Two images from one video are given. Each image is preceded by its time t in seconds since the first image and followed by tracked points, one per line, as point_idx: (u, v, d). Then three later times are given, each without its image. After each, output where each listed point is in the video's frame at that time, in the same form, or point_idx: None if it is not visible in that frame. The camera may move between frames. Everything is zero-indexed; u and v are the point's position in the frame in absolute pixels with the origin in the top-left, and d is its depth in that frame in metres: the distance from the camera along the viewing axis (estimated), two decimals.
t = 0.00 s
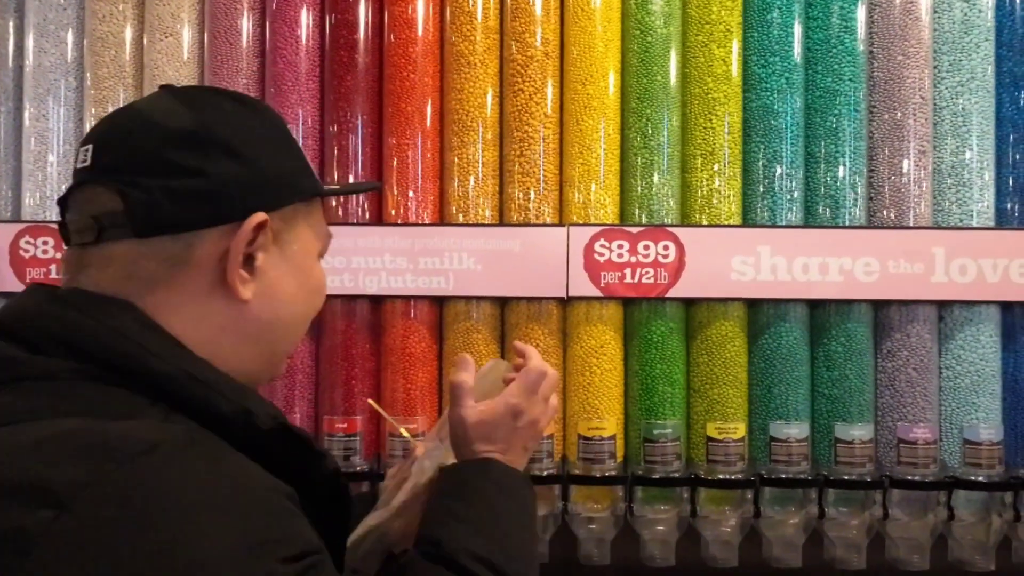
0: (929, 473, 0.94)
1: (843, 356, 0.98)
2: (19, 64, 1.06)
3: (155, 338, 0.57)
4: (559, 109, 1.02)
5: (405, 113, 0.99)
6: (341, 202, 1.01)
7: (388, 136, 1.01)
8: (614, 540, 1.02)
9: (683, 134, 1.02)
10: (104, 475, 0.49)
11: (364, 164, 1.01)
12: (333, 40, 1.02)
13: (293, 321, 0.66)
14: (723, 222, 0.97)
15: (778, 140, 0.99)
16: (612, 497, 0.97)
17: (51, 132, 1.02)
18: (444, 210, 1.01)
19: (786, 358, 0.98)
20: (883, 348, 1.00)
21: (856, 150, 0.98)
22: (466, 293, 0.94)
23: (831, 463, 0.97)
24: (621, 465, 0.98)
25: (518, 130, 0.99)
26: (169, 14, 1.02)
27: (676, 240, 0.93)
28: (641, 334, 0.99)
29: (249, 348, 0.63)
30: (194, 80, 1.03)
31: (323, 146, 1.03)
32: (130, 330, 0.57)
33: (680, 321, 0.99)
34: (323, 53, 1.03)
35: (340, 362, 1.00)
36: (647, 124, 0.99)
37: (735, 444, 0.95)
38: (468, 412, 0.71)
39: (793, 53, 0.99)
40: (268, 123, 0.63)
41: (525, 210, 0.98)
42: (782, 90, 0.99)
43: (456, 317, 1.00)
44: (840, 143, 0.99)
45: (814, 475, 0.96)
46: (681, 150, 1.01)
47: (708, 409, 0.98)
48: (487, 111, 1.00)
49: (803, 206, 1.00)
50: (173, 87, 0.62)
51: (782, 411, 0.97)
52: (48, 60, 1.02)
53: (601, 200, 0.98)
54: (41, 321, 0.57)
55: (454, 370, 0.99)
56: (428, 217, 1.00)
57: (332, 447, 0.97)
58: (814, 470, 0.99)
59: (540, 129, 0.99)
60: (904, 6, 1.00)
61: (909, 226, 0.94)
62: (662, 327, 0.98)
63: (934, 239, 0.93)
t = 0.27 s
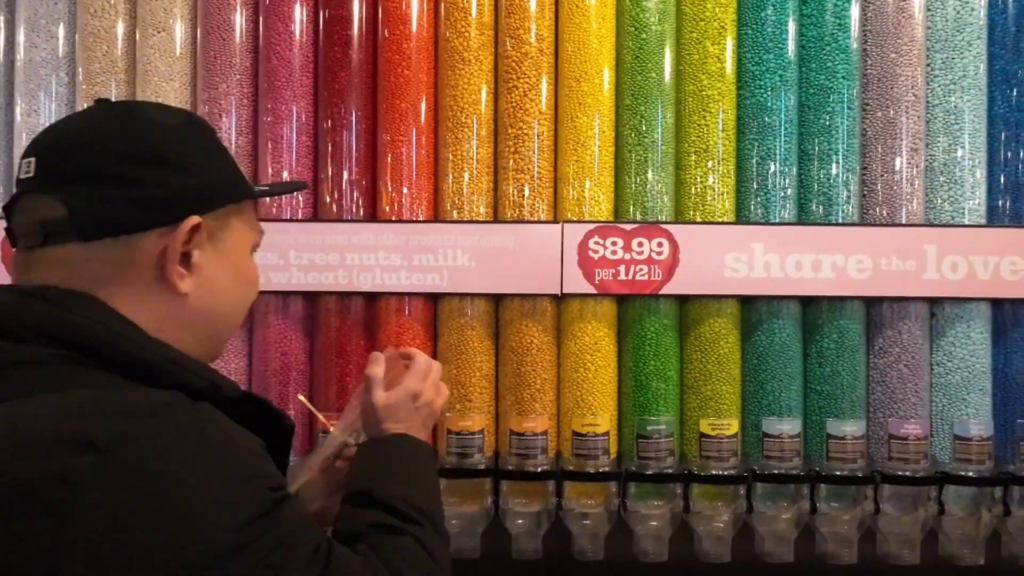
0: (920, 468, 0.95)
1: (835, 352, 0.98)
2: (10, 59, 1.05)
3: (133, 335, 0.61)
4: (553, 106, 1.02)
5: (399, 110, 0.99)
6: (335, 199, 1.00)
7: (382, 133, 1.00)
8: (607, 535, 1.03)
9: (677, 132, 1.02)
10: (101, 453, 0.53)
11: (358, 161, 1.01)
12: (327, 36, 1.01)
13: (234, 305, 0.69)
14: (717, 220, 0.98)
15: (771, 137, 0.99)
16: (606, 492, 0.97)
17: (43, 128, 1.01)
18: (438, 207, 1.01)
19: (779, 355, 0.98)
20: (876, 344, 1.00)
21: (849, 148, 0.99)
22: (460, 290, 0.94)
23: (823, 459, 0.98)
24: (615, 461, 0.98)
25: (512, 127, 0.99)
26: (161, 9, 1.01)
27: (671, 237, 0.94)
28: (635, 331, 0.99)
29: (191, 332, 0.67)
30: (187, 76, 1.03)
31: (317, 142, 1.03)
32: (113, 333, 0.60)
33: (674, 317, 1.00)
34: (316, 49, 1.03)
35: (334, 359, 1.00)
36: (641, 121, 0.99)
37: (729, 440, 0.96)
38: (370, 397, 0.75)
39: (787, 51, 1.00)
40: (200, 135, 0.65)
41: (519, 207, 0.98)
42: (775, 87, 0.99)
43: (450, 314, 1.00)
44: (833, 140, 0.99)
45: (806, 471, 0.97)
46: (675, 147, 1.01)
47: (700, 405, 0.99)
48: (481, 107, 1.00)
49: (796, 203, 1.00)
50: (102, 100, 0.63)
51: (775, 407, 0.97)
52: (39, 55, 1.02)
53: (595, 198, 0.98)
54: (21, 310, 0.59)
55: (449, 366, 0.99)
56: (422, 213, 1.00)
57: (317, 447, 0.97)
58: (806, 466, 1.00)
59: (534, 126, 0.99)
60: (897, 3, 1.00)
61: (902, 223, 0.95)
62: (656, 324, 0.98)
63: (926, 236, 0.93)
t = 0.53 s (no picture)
0: (913, 463, 0.96)
1: (830, 348, 0.99)
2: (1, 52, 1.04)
3: (102, 327, 0.66)
4: (549, 101, 1.02)
5: (394, 104, 0.99)
6: (330, 195, 1.00)
7: (377, 128, 1.00)
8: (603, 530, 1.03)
9: (674, 127, 1.02)
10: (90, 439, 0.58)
11: (353, 156, 1.00)
12: (321, 30, 1.01)
13: (200, 285, 0.73)
14: (712, 215, 0.98)
15: (767, 133, 0.99)
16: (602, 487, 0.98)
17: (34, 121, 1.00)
18: (434, 202, 1.00)
19: (773, 350, 0.98)
20: (870, 339, 1.01)
21: (844, 143, 0.99)
22: (456, 285, 0.94)
23: (817, 454, 0.98)
24: (610, 456, 0.98)
25: (508, 122, 0.99)
26: (154, 2, 1.00)
27: (666, 233, 0.94)
28: (630, 326, 0.99)
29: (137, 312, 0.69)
30: (180, 70, 1.02)
31: (311, 137, 1.02)
32: (100, 329, 0.65)
33: (669, 313, 1.00)
34: (311, 43, 1.02)
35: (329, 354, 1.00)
36: (637, 116, 0.99)
37: (723, 435, 0.96)
38: (313, 394, 0.80)
39: (783, 46, 1.00)
40: (126, 134, 0.67)
41: (515, 202, 0.98)
42: (771, 83, 0.99)
43: (445, 309, 1.00)
44: (828, 136, 0.99)
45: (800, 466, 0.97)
46: (671, 142, 1.01)
47: (695, 400, 0.99)
48: (477, 103, 0.99)
49: (791, 199, 1.00)
50: (43, 105, 0.68)
51: (770, 402, 0.98)
52: (30, 48, 1.01)
53: (591, 193, 0.98)
54: (7, 309, 0.64)
55: (445, 362, 0.99)
56: (418, 209, 0.99)
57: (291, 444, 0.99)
58: (800, 461, 1.00)
59: (530, 121, 0.98)
60: None
61: (896, 219, 0.95)
62: (652, 320, 0.98)
63: (920, 232, 0.94)
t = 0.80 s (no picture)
0: (907, 457, 0.96)
1: (825, 342, 0.98)
2: None
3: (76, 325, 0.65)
4: (543, 93, 1.00)
5: (386, 95, 0.97)
6: (321, 189, 0.98)
7: (369, 120, 0.98)
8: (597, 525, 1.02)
9: (669, 119, 1.01)
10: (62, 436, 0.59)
11: (344, 148, 0.99)
12: (312, 20, 0.99)
13: (175, 275, 0.72)
14: (707, 209, 0.97)
15: (762, 126, 0.98)
16: (595, 482, 0.97)
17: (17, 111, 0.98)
18: (427, 195, 0.99)
19: (768, 344, 0.98)
20: (865, 333, 1.00)
21: (840, 136, 0.98)
22: (449, 279, 0.93)
23: (811, 449, 0.98)
24: (604, 451, 0.98)
25: (502, 113, 0.97)
26: None
27: (661, 226, 0.93)
28: (625, 320, 0.98)
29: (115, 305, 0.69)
30: (167, 59, 1.00)
31: (302, 129, 1.00)
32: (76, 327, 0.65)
33: (664, 307, 0.99)
34: (301, 33, 1.01)
35: (320, 349, 0.99)
36: (631, 108, 0.98)
37: (718, 429, 0.96)
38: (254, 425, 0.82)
39: (779, 38, 0.99)
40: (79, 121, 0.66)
41: (509, 195, 0.96)
42: (766, 75, 0.99)
43: (438, 303, 0.98)
44: (824, 129, 0.99)
45: (795, 460, 0.97)
46: (666, 134, 1.00)
47: (690, 395, 0.98)
48: (470, 94, 0.98)
49: (787, 193, 1.00)
50: None
51: (764, 397, 0.97)
52: (13, 36, 0.99)
53: (585, 186, 0.97)
54: None
55: (437, 356, 0.98)
56: (410, 201, 0.98)
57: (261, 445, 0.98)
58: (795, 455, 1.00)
59: (524, 112, 0.97)
60: None
61: (893, 212, 0.94)
62: (646, 314, 0.98)
63: (915, 225, 0.93)
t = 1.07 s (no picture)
0: (903, 453, 0.95)
1: (821, 337, 0.97)
2: None
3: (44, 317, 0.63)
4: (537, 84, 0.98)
5: (376, 85, 0.95)
6: (309, 183, 0.96)
7: (359, 111, 0.96)
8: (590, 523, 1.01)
9: (664, 111, 0.99)
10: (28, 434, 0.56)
11: (333, 140, 0.96)
12: (300, 7, 0.97)
13: (149, 264, 0.69)
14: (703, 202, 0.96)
15: (758, 118, 0.97)
16: (590, 479, 0.95)
17: None
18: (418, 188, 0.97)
19: (764, 340, 0.97)
20: (861, 328, 0.99)
21: (837, 129, 0.97)
22: (441, 273, 0.91)
23: (807, 445, 0.97)
24: (598, 448, 0.96)
25: (494, 105, 0.95)
26: None
27: (657, 219, 0.91)
28: (619, 315, 0.97)
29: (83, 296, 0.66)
30: (150, 47, 0.98)
31: (289, 120, 0.98)
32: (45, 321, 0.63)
33: (659, 302, 0.98)
34: (289, 21, 0.98)
35: (308, 345, 0.96)
36: (626, 100, 0.96)
37: (714, 426, 0.95)
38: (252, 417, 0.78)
39: (775, 29, 0.98)
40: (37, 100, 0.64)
41: (502, 188, 0.95)
42: (763, 67, 0.97)
43: (429, 298, 0.97)
44: (821, 121, 0.97)
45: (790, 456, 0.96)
46: (661, 127, 0.99)
47: (685, 391, 0.97)
48: (462, 85, 0.96)
49: (783, 186, 0.98)
50: None
51: (760, 393, 0.96)
52: None
53: (579, 178, 0.96)
54: None
55: (429, 352, 0.96)
56: (401, 194, 0.96)
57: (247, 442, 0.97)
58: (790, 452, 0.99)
59: (517, 104, 0.95)
60: None
61: (890, 206, 0.93)
62: (641, 309, 0.96)
63: (912, 219, 0.92)
